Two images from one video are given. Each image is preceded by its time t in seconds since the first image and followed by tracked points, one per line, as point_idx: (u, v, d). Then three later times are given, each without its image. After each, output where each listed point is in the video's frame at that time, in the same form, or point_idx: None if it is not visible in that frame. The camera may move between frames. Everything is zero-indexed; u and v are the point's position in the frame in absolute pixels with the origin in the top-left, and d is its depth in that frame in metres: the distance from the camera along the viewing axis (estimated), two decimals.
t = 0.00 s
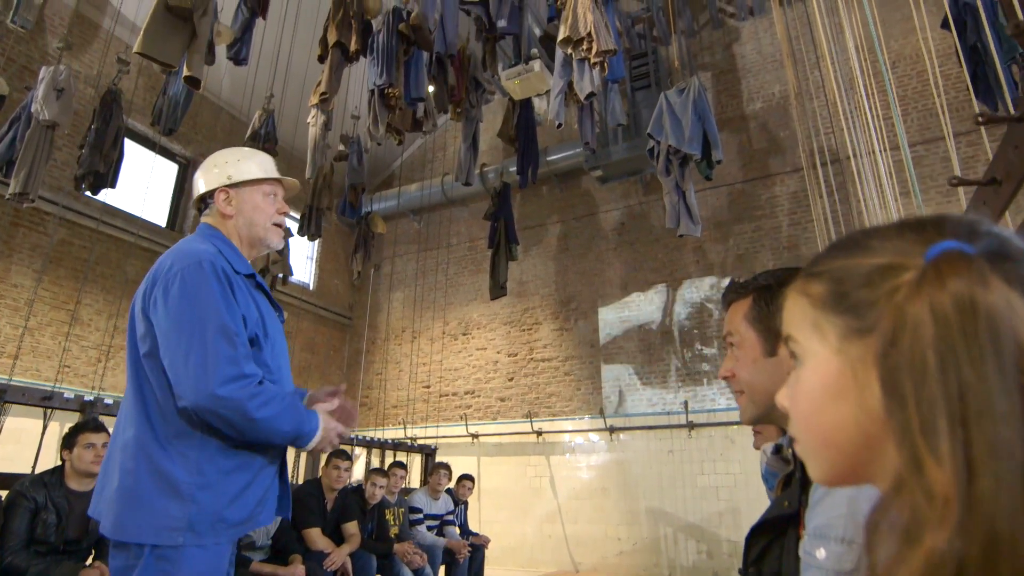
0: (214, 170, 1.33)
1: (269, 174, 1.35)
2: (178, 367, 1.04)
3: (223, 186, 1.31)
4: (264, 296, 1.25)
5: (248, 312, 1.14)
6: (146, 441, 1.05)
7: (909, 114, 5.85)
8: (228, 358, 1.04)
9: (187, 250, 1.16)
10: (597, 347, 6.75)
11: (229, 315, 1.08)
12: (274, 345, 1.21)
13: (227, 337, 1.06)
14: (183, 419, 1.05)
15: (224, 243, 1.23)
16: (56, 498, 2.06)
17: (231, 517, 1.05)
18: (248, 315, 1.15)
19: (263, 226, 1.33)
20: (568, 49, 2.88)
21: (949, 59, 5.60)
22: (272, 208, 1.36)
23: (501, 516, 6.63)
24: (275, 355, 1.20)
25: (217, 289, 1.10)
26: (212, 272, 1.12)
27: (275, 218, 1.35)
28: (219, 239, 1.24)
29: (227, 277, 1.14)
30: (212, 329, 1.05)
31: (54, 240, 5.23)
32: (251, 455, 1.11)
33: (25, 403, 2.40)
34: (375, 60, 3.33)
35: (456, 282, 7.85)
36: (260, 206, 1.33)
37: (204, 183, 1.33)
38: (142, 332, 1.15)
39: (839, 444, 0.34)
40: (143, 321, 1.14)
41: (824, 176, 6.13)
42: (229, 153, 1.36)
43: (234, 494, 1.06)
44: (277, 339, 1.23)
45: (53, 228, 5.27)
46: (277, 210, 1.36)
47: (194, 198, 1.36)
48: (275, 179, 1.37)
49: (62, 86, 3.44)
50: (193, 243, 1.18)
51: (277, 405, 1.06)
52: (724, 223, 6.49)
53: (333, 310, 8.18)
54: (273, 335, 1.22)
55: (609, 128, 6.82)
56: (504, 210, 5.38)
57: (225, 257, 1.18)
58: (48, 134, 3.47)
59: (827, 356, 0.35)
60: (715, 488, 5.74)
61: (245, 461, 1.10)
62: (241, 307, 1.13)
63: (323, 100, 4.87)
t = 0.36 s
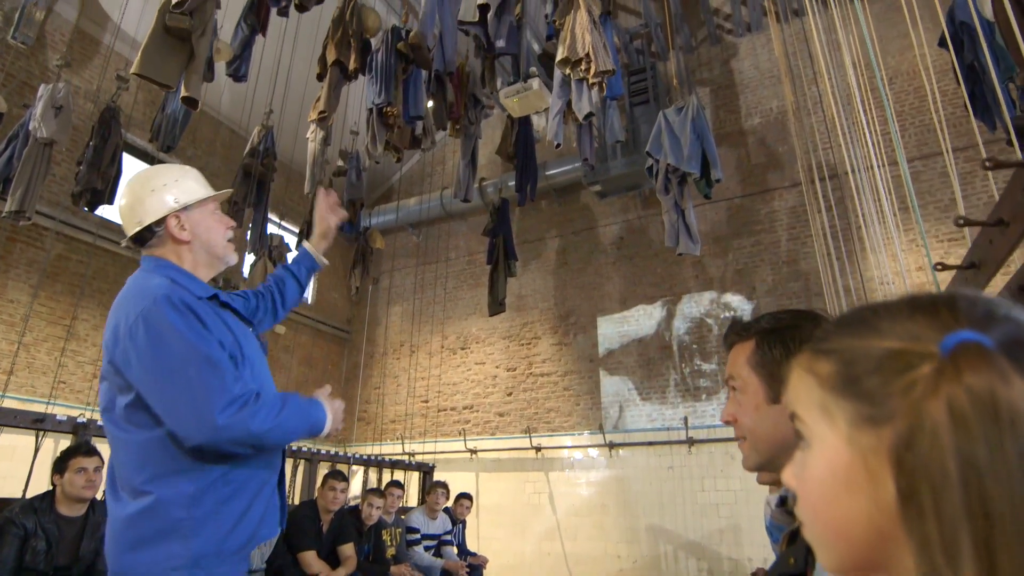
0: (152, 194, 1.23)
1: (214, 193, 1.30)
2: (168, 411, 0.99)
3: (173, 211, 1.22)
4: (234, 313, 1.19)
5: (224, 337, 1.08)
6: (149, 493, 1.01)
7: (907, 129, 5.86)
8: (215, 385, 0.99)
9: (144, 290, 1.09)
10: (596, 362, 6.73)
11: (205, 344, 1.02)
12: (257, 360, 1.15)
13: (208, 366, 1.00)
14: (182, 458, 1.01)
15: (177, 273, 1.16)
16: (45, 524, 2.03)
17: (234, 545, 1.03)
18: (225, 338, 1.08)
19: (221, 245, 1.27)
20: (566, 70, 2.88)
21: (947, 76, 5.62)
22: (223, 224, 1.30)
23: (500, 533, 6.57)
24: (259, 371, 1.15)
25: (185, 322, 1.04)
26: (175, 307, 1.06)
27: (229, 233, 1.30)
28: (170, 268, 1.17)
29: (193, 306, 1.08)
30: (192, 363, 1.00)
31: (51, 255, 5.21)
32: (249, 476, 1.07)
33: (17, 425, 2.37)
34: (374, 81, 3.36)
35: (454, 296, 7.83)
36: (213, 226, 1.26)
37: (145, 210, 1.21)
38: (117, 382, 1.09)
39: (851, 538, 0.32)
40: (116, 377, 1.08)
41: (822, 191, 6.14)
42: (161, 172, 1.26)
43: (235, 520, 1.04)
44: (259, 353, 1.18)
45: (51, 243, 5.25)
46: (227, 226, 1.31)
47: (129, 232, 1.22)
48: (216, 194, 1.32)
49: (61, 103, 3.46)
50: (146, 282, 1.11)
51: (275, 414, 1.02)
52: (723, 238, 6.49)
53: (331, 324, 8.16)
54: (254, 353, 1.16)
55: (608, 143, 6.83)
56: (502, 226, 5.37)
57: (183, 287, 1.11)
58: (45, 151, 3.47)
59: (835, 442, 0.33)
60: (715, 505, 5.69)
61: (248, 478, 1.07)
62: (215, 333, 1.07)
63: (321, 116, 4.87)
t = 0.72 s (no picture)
0: (103, 233, 1.13)
1: (171, 223, 1.20)
2: (119, 480, 0.94)
3: (127, 248, 1.12)
4: (200, 349, 1.11)
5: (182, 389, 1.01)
6: (111, 553, 0.98)
7: (904, 146, 5.88)
8: (166, 457, 0.92)
9: (93, 343, 1.01)
10: (595, 378, 6.70)
11: (156, 408, 0.95)
12: (224, 402, 1.08)
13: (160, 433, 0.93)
14: (137, 525, 0.96)
15: (133, 313, 1.07)
16: (33, 553, 1.99)
17: None
18: (182, 391, 1.00)
19: (184, 277, 1.18)
20: (564, 91, 2.88)
21: (943, 93, 5.65)
22: (186, 254, 1.21)
23: (498, 552, 6.50)
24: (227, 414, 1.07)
25: (137, 381, 0.97)
26: (125, 363, 0.98)
27: (193, 263, 1.21)
28: (126, 309, 1.08)
29: (147, 357, 1.00)
30: (141, 433, 0.93)
31: (47, 272, 5.19)
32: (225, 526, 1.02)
33: (7, 449, 2.34)
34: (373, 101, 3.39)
35: (453, 311, 7.80)
36: (172, 259, 1.17)
37: (98, 250, 1.12)
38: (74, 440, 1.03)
39: None
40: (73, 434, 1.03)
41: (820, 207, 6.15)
42: (110, 207, 1.17)
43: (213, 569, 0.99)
44: (227, 390, 1.10)
45: (47, 259, 5.22)
46: (190, 256, 1.22)
47: (84, 276, 1.12)
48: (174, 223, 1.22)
49: (58, 122, 3.46)
50: (98, 331, 1.04)
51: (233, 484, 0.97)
52: (722, 254, 6.48)
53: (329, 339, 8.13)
54: (223, 395, 1.08)
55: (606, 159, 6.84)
56: (500, 244, 5.35)
57: (136, 333, 1.03)
58: (42, 170, 3.47)
59: (847, 542, 0.32)
60: (716, 523, 5.62)
61: (223, 530, 1.01)
62: (171, 388, 0.99)
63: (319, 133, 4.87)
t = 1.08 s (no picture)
0: (86, 269, 1.11)
1: (155, 258, 1.19)
2: (96, 530, 0.91)
3: (110, 285, 1.11)
4: (184, 389, 1.09)
5: (164, 431, 0.98)
6: None
7: (902, 164, 5.89)
8: (145, 505, 0.89)
9: (72, 384, 0.99)
10: (594, 396, 6.65)
11: (134, 453, 0.92)
12: (208, 442, 1.05)
13: (139, 480, 0.90)
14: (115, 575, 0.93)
15: (115, 351, 1.05)
16: None
17: None
18: (163, 434, 0.98)
19: (169, 313, 1.16)
20: (561, 115, 2.88)
21: (939, 112, 5.67)
22: (171, 290, 1.20)
23: (496, 572, 6.41)
24: (211, 455, 1.05)
25: (117, 424, 0.94)
26: (103, 405, 0.95)
27: (178, 298, 1.20)
28: (108, 347, 1.06)
29: (128, 399, 0.98)
30: (120, 480, 0.91)
31: (44, 290, 5.17)
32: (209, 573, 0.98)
33: None
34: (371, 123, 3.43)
35: (451, 328, 7.78)
36: (157, 296, 1.15)
37: (79, 287, 1.10)
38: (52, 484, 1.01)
39: None
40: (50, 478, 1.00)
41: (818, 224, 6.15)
42: (93, 241, 1.15)
43: None
44: (211, 430, 1.08)
45: (44, 277, 5.20)
46: (176, 292, 1.20)
47: (66, 311, 1.10)
48: (160, 258, 1.21)
49: (55, 142, 3.46)
50: (79, 371, 1.01)
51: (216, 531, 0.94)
52: (720, 272, 6.48)
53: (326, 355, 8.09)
54: (207, 436, 1.06)
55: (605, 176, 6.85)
56: (499, 262, 5.34)
57: (116, 373, 1.00)
58: (38, 190, 3.46)
59: None
60: (716, 544, 5.55)
61: None
62: (152, 431, 0.97)
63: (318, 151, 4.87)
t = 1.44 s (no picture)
0: (75, 311, 1.08)
1: (146, 296, 1.16)
2: None
3: (100, 327, 1.08)
4: (171, 433, 1.05)
5: (149, 481, 0.94)
6: None
7: (898, 183, 5.90)
8: (128, 561, 0.85)
9: (56, 430, 0.94)
10: (592, 415, 6.60)
11: (119, 504, 0.88)
12: (194, 489, 1.01)
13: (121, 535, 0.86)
14: None
15: (101, 394, 1.01)
16: None
17: None
18: (149, 483, 0.94)
19: (159, 353, 1.14)
20: (558, 139, 2.88)
21: (934, 131, 5.70)
22: (162, 331, 1.17)
23: None
24: (197, 504, 1.01)
25: (100, 474, 0.90)
26: (87, 452, 0.91)
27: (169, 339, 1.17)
28: (95, 390, 1.02)
29: (114, 445, 0.93)
30: (103, 534, 0.86)
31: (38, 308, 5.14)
32: None
33: None
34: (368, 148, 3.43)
35: (448, 345, 7.74)
36: (148, 335, 1.13)
37: (67, 330, 1.07)
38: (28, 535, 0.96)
39: None
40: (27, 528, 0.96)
41: (815, 243, 6.15)
42: (83, 281, 1.12)
43: None
44: (198, 475, 1.04)
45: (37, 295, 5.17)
46: (167, 332, 1.18)
47: (51, 355, 1.07)
48: (152, 298, 1.18)
49: (50, 163, 3.45)
50: (63, 415, 0.97)
51: None
52: (718, 290, 6.46)
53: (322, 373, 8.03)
54: (194, 483, 1.02)
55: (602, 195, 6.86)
56: (496, 281, 5.32)
57: (102, 419, 0.96)
58: (32, 212, 3.44)
59: None
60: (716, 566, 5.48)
61: None
62: (138, 480, 0.93)
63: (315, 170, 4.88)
